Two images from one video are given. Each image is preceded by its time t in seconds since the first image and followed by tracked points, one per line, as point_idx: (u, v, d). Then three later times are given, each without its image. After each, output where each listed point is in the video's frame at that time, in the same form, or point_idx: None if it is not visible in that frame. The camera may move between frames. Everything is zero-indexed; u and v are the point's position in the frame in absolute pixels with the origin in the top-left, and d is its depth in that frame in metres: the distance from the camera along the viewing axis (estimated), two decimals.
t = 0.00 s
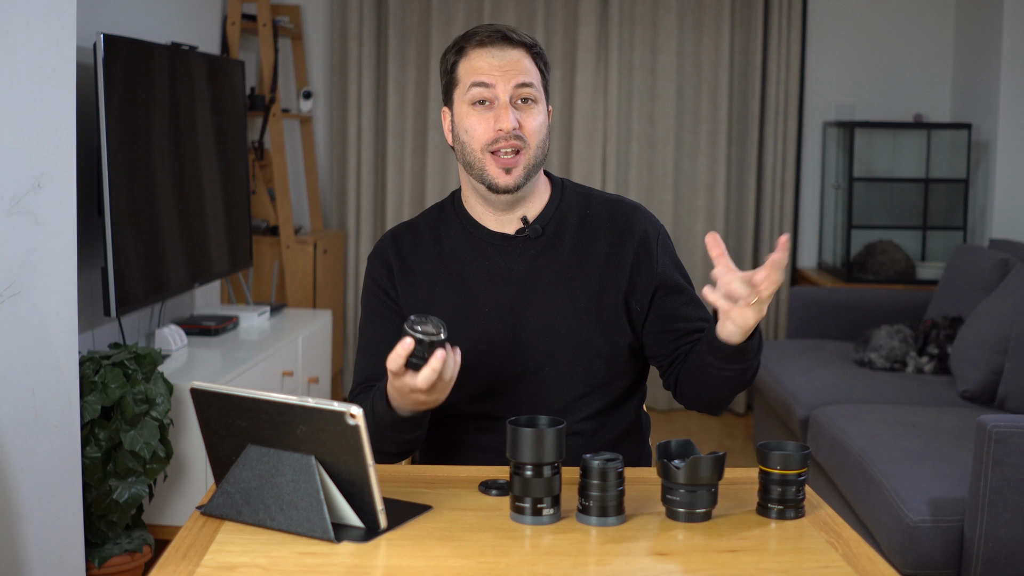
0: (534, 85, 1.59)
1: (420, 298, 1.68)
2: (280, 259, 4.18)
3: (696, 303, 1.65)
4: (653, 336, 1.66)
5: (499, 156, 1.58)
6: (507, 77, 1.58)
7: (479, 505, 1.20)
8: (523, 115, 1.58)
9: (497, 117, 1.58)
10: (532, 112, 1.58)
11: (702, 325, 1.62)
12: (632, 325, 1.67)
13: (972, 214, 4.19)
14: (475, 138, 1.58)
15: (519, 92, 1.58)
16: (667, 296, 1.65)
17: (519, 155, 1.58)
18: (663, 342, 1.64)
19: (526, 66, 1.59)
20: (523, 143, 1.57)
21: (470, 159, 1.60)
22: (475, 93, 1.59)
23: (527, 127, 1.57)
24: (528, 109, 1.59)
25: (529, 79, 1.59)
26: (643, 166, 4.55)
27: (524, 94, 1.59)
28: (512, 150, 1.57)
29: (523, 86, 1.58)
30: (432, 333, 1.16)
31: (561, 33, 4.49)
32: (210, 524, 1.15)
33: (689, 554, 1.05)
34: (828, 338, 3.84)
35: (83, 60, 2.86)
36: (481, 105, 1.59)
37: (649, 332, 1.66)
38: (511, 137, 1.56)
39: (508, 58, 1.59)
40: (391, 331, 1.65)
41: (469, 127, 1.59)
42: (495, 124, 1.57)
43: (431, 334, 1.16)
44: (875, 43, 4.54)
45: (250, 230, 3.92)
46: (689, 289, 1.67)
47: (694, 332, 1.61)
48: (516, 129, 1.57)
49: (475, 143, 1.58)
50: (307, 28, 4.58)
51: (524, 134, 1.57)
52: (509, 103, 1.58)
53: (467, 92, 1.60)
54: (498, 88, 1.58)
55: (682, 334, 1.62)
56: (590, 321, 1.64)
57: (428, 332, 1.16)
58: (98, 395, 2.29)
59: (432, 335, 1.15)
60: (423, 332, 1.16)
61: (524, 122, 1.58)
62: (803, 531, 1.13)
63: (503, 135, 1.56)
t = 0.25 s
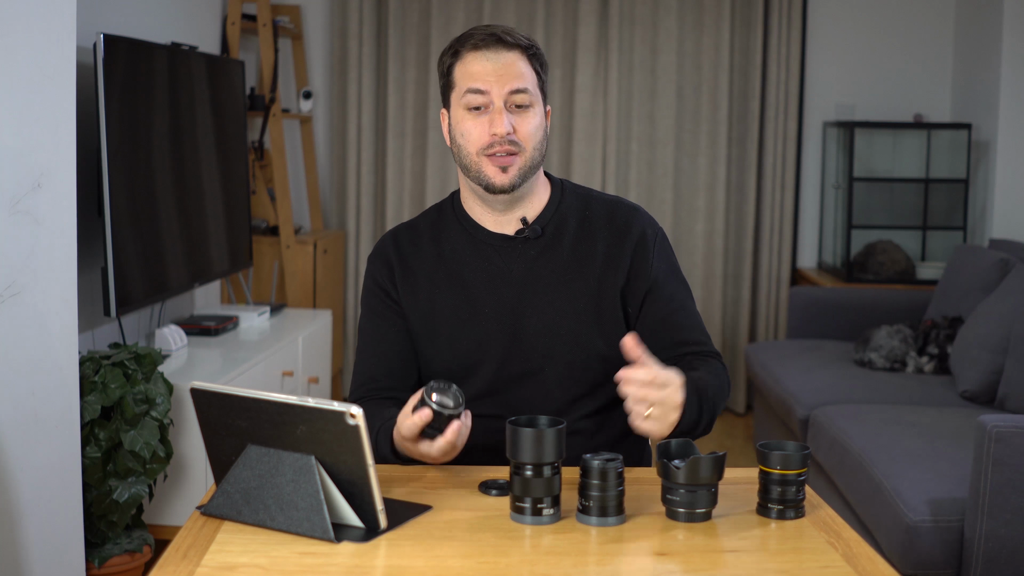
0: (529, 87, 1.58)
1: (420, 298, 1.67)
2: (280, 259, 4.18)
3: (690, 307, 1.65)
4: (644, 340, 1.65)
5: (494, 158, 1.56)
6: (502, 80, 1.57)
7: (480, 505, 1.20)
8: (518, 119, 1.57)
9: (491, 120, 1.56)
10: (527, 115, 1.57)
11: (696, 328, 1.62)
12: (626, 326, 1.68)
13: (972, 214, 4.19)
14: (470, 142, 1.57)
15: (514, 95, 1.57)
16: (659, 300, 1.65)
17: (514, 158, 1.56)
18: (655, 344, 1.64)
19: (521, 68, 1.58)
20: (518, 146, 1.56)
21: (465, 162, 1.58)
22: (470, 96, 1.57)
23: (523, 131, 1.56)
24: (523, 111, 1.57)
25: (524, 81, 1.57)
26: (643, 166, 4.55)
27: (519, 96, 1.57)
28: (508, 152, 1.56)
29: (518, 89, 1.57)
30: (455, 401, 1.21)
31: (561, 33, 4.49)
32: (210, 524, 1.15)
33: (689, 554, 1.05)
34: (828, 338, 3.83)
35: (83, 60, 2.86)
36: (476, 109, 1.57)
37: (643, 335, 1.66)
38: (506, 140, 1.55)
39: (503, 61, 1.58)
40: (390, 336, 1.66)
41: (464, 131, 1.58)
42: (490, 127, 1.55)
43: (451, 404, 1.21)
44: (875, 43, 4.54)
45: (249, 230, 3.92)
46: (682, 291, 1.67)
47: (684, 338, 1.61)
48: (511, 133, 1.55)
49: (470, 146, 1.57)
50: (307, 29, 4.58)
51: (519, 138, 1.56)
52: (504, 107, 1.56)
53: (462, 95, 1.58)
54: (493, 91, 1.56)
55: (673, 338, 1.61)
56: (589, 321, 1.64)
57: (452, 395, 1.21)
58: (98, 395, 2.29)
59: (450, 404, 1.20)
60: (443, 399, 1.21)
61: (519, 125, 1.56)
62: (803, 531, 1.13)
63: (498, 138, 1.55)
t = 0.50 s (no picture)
0: (527, 96, 1.54)
1: (420, 297, 1.67)
2: (280, 259, 4.18)
3: (687, 310, 1.64)
4: (640, 342, 1.64)
5: (490, 169, 1.55)
6: (499, 89, 1.53)
7: (480, 505, 1.20)
8: (514, 129, 1.54)
9: (487, 131, 1.53)
10: (523, 126, 1.54)
11: (693, 332, 1.61)
12: (624, 328, 1.67)
13: (972, 215, 4.19)
14: (466, 151, 1.55)
15: (510, 105, 1.54)
16: (654, 302, 1.63)
17: (509, 168, 1.55)
18: (651, 348, 1.63)
19: (520, 77, 1.54)
20: (513, 157, 1.55)
21: (462, 168, 1.58)
22: (466, 106, 1.55)
23: (518, 142, 1.54)
24: (520, 121, 1.55)
25: (522, 91, 1.54)
26: (643, 166, 4.55)
27: (515, 108, 1.54)
28: (502, 163, 1.55)
29: (515, 99, 1.53)
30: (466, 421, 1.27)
31: (561, 33, 4.49)
32: (210, 524, 1.15)
33: (689, 554, 1.05)
34: (828, 338, 3.83)
35: (83, 60, 2.86)
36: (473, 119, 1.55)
37: (640, 340, 1.64)
38: (500, 152, 1.53)
39: (501, 69, 1.54)
40: (389, 335, 1.66)
41: (460, 140, 1.56)
42: (485, 139, 1.53)
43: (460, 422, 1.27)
44: (875, 43, 4.54)
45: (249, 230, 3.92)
46: (680, 294, 1.65)
47: (677, 343, 1.60)
48: (505, 145, 1.54)
49: (466, 155, 1.55)
50: (307, 28, 4.58)
51: (514, 149, 1.54)
52: (500, 117, 1.54)
53: (459, 103, 1.55)
54: (489, 102, 1.53)
55: (666, 344, 1.60)
56: (589, 323, 1.65)
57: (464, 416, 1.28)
58: (98, 395, 2.29)
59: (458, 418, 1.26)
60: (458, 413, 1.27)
61: (515, 136, 1.54)
62: (803, 531, 1.13)
63: (492, 150, 1.53)
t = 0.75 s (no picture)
0: (532, 101, 1.53)
1: (422, 297, 1.67)
2: (280, 259, 4.18)
3: (689, 313, 1.64)
4: (642, 344, 1.64)
5: (494, 173, 1.55)
6: (503, 95, 1.51)
7: (479, 505, 1.20)
8: (518, 134, 1.53)
9: (490, 136, 1.52)
10: (527, 131, 1.53)
11: (694, 335, 1.61)
12: (626, 329, 1.66)
13: (972, 215, 4.19)
14: (470, 155, 1.55)
15: (514, 111, 1.52)
16: (656, 304, 1.63)
17: (513, 172, 1.55)
18: (652, 350, 1.63)
19: (525, 81, 1.52)
20: (517, 161, 1.54)
21: (467, 171, 1.58)
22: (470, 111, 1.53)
23: (522, 147, 1.53)
24: (524, 125, 1.53)
25: (526, 96, 1.52)
26: (643, 166, 4.55)
27: (520, 113, 1.52)
28: (506, 168, 1.54)
29: (519, 104, 1.52)
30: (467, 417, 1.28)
31: (561, 33, 4.49)
32: (210, 524, 1.15)
33: (689, 554, 1.05)
34: (828, 338, 3.83)
35: (83, 60, 2.86)
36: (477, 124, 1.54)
37: (642, 343, 1.64)
38: (504, 158, 1.53)
39: (506, 74, 1.52)
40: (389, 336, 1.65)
41: (464, 144, 1.55)
42: (488, 144, 1.52)
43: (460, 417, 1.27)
44: (875, 42, 4.54)
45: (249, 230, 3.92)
46: (682, 297, 1.65)
47: (678, 346, 1.60)
48: (509, 151, 1.53)
49: (469, 159, 1.55)
50: (307, 28, 4.58)
51: (519, 154, 1.54)
52: (504, 123, 1.52)
53: (463, 107, 1.54)
54: (493, 108, 1.52)
55: (667, 347, 1.61)
56: (591, 325, 1.64)
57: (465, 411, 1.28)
58: (98, 395, 2.29)
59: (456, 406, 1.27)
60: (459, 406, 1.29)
61: (518, 141, 1.53)
62: (803, 531, 1.13)
63: (496, 156, 1.53)
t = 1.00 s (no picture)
0: (534, 103, 1.52)
1: (423, 298, 1.67)
2: (280, 259, 4.18)
3: (690, 315, 1.64)
4: (643, 346, 1.65)
5: (497, 175, 1.55)
6: (506, 97, 1.51)
7: (479, 505, 1.20)
8: (521, 136, 1.53)
9: (493, 139, 1.52)
10: (530, 133, 1.53)
11: (695, 338, 1.62)
12: (628, 331, 1.66)
13: (972, 215, 4.19)
14: (472, 157, 1.55)
15: (517, 113, 1.52)
16: (658, 307, 1.64)
17: (516, 174, 1.55)
18: (654, 352, 1.63)
19: (527, 83, 1.52)
20: (521, 164, 1.54)
21: (470, 173, 1.58)
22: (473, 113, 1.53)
23: (525, 149, 1.53)
24: (527, 127, 1.53)
25: (529, 98, 1.52)
26: (643, 166, 4.55)
27: (523, 115, 1.52)
28: (510, 170, 1.54)
29: (522, 107, 1.52)
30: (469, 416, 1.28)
31: (561, 33, 4.49)
32: (210, 524, 1.15)
33: (689, 554, 1.05)
34: (828, 338, 3.83)
35: (83, 60, 2.86)
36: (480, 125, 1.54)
37: (644, 344, 1.64)
38: (507, 160, 1.53)
39: (508, 76, 1.52)
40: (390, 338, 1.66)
41: (467, 145, 1.55)
42: (491, 146, 1.53)
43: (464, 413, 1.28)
44: (875, 42, 4.54)
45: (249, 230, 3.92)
46: (684, 299, 1.66)
47: (679, 348, 1.61)
48: (512, 153, 1.53)
49: (472, 162, 1.55)
50: (307, 28, 4.58)
51: (522, 156, 1.54)
52: (507, 125, 1.52)
53: (466, 109, 1.54)
54: (496, 110, 1.52)
55: (668, 349, 1.61)
56: (592, 326, 1.64)
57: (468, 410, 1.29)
58: (98, 395, 2.29)
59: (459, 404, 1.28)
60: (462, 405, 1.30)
61: (522, 143, 1.53)
62: (803, 531, 1.13)
63: (499, 158, 1.53)
